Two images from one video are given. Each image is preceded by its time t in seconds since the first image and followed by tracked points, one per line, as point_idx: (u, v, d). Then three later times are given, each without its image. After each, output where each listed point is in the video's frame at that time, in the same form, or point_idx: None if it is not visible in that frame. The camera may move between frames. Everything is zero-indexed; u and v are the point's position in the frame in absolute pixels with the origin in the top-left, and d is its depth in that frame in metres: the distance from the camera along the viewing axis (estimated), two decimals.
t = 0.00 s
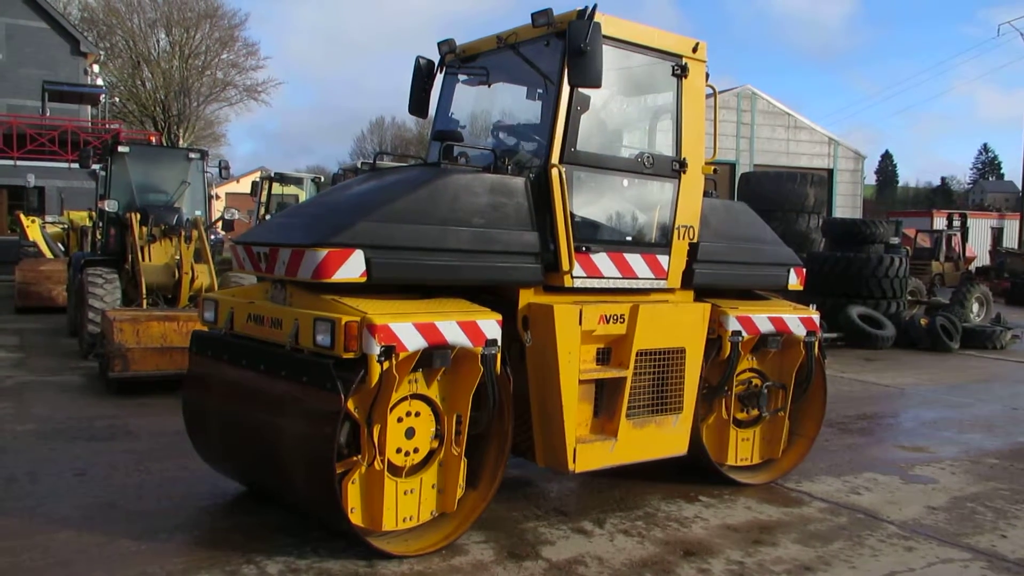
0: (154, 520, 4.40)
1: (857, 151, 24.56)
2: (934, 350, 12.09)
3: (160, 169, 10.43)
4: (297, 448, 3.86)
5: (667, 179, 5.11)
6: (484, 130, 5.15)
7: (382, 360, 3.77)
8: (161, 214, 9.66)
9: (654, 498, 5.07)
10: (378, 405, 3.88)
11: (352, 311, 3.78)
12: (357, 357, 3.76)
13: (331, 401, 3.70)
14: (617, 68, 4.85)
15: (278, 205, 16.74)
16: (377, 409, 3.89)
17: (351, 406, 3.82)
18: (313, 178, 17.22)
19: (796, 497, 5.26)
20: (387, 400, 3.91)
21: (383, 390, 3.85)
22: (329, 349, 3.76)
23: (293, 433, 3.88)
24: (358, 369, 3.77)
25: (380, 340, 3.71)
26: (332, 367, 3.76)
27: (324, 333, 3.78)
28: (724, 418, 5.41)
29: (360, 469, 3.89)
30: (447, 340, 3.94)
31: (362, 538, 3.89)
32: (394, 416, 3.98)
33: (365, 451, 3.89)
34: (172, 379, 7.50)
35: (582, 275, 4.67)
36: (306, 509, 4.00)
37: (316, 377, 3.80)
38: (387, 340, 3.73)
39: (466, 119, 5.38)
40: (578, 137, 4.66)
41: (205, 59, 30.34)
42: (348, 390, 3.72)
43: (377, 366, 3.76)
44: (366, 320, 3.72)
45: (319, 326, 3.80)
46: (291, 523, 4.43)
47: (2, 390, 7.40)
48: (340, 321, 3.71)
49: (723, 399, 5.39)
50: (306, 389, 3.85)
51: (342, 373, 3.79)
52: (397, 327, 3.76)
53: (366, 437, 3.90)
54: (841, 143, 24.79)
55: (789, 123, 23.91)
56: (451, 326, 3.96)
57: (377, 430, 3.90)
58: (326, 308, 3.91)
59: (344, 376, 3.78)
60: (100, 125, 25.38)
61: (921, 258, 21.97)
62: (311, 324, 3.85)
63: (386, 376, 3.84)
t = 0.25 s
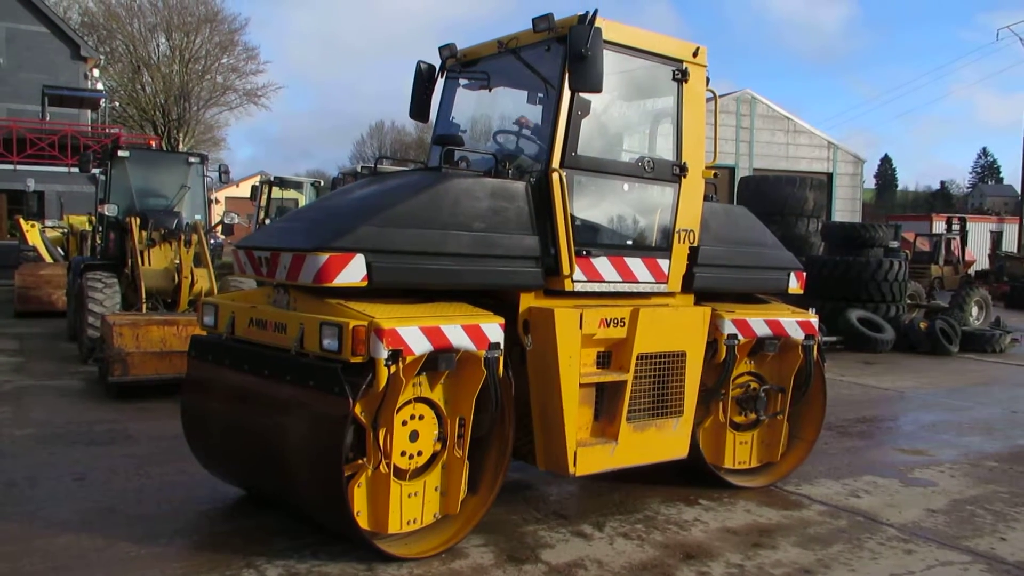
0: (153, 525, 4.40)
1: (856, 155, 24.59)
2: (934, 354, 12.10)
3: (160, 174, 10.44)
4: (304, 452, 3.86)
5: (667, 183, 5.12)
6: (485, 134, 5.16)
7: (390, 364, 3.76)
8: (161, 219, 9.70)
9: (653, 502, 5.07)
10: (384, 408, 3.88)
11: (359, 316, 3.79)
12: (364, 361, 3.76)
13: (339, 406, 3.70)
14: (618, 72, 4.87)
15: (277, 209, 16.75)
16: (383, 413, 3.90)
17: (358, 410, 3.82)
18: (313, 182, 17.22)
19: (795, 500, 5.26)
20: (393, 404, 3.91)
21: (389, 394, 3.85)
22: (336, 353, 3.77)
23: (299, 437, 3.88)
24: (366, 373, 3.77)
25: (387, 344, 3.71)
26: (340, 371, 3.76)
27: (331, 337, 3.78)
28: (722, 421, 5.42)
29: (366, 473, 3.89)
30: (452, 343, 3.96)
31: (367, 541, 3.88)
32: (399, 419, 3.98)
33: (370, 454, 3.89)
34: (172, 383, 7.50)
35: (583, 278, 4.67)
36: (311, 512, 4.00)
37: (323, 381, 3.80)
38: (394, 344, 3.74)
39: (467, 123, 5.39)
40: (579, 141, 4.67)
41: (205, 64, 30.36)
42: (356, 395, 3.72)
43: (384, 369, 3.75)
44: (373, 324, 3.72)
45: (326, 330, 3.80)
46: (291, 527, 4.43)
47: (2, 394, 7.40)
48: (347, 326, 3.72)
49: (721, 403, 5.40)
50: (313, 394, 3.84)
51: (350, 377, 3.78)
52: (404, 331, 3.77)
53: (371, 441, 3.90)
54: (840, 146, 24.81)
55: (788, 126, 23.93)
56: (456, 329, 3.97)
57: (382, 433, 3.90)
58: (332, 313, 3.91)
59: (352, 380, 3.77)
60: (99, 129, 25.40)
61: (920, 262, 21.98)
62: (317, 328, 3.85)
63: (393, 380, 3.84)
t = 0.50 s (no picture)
0: (145, 526, 4.38)
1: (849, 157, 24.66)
2: (926, 356, 12.15)
3: (153, 175, 10.42)
4: (303, 454, 3.85)
5: (662, 185, 5.13)
6: (480, 136, 5.16)
7: (390, 365, 3.77)
8: (154, 219, 9.65)
9: (647, 503, 5.07)
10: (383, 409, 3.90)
11: (359, 317, 3.79)
12: (365, 362, 3.76)
13: (339, 407, 3.70)
14: (614, 75, 4.88)
15: (271, 210, 16.71)
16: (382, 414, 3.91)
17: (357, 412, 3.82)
18: (307, 183, 17.19)
19: (787, 501, 5.27)
20: (392, 405, 3.92)
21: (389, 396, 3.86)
22: (336, 355, 3.77)
23: (298, 438, 3.87)
24: (366, 374, 3.77)
25: (388, 345, 3.73)
26: (340, 372, 3.76)
27: (331, 338, 3.78)
28: (713, 421, 5.42)
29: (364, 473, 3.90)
30: (450, 345, 3.97)
31: (367, 543, 3.90)
32: (397, 421, 3.99)
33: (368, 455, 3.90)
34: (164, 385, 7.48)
35: (578, 280, 4.68)
36: (309, 513, 4.00)
37: (323, 382, 3.79)
38: (394, 345, 3.75)
39: (462, 124, 5.38)
40: (574, 143, 4.68)
41: (198, 64, 30.28)
42: (357, 396, 3.72)
43: (385, 370, 3.76)
44: (374, 325, 3.73)
45: (326, 331, 3.80)
46: (284, 528, 4.41)
47: None
48: (348, 327, 3.72)
49: (714, 404, 5.41)
50: (312, 395, 3.83)
51: (350, 379, 3.78)
52: (404, 332, 3.79)
53: (369, 442, 3.91)
54: (834, 148, 24.88)
55: (782, 129, 23.99)
56: (453, 330, 3.98)
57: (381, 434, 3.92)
58: (330, 314, 3.91)
59: (352, 381, 3.77)
60: (92, 130, 25.29)
61: (913, 264, 22.06)
62: (317, 330, 3.84)
63: (392, 381, 3.84)
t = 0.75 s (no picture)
0: (137, 527, 4.36)
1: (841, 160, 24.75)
2: (917, 358, 12.20)
3: (145, 174, 10.38)
4: (301, 455, 3.85)
5: (657, 187, 5.13)
6: (475, 136, 5.16)
7: (390, 365, 3.77)
8: (146, 219, 9.55)
9: (639, 505, 5.08)
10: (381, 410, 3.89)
11: (358, 318, 3.79)
12: (364, 363, 3.76)
13: (340, 407, 3.70)
14: (609, 77, 4.89)
15: (263, 211, 16.67)
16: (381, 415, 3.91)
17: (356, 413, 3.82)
18: (299, 184, 17.15)
19: (780, 503, 5.28)
20: (390, 406, 3.92)
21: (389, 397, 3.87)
22: (336, 356, 3.76)
23: (296, 439, 3.86)
24: (366, 374, 3.77)
25: (388, 346, 3.73)
26: (340, 373, 3.76)
27: (331, 339, 3.77)
28: (706, 423, 5.41)
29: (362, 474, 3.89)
30: (448, 346, 3.97)
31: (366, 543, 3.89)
32: (394, 421, 3.98)
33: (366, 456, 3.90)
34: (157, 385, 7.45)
35: (573, 281, 4.68)
36: (305, 514, 3.99)
37: (322, 383, 3.79)
38: (394, 346, 3.76)
39: (457, 125, 5.37)
40: (570, 144, 4.68)
41: (191, 64, 30.20)
42: (357, 397, 3.73)
43: (384, 371, 3.76)
44: (375, 326, 3.74)
45: (325, 332, 3.79)
46: (276, 530, 4.40)
47: None
48: (347, 328, 3.71)
49: (707, 405, 5.41)
50: (312, 396, 3.83)
51: (350, 380, 3.78)
52: (403, 333, 3.79)
53: (367, 443, 3.90)
54: (825, 151, 24.97)
55: (774, 131, 24.07)
56: (451, 332, 3.98)
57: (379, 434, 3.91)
58: (328, 315, 3.90)
59: (352, 382, 3.78)
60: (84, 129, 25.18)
61: (904, 266, 22.16)
62: (316, 330, 3.84)
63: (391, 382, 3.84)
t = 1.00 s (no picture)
0: (132, 529, 4.34)
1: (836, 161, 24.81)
2: (912, 359, 12.23)
3: (139, 174, 10.35)
4: (306, 456, 3.85)
5: (656, 188, 5.13)
6: (475, 138, 5.14)
7: (395, 366, 3.79)
8: (141, 220, 9.54)
9: (634, 506, 5.07)
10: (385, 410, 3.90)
11: (363, 319, 3.79)
12: (370, 363, 3.78)
13: (345, 408, 3.70)
14: (608, 79, 4.89)
15: (258, 211, 16.63)
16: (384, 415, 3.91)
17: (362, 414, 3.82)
18: (294, 184, 17.12)
19: (775, 504, 5.29)
20: (393, 406, 3.92)
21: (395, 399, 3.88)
22: (341, 357, 3.76)
23: (300, 440, 3.87)
24: (372, 375, 3.78)
25: (393, 347, 3.74)
26: (346, 374, 3.76)
27: (336, 341, 3.77)
28: (703, 424, 5.42)
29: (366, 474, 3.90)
30: (451, 346, 3.98)
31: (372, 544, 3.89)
32: (398, 422, 3.98)
33: (370, 456, 3.90)
34: (152, 387, 7.43)
35: (572, 282, 4.68)
36: (310, 515, 3.99)
37: (327, 384, 3.79)
38: (398, 347, 3.76)
39: (457, 126, 5.36)
40: (569, 146, 4.67)
41: (186, 64, 30.14)
42: (363, 397, 3.73)
43: (390, 373, 3.78)
44: (379, 327, 3.74)
45: (330, 334, 3.78)
46: (271, 531, 4.38)
47: None
48: (353, 329, 3.71)
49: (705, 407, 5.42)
50: (315, 398, 3.82)
51: (356, 381, 3.78)
52: (408, 333, 3.80)
53: (371, 443, 3.91)
54: (820, 152, 25.03)
55: (769, 132, 24.12)
56: (454, 332, 3.99)
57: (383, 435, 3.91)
58: (332, 317, 3.90)
59: (357, 383, 3.78)
60: (78, 130, 25.10)
61: (898, 267, 22.22)
62: (320, 331, 3.83)
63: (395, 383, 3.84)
